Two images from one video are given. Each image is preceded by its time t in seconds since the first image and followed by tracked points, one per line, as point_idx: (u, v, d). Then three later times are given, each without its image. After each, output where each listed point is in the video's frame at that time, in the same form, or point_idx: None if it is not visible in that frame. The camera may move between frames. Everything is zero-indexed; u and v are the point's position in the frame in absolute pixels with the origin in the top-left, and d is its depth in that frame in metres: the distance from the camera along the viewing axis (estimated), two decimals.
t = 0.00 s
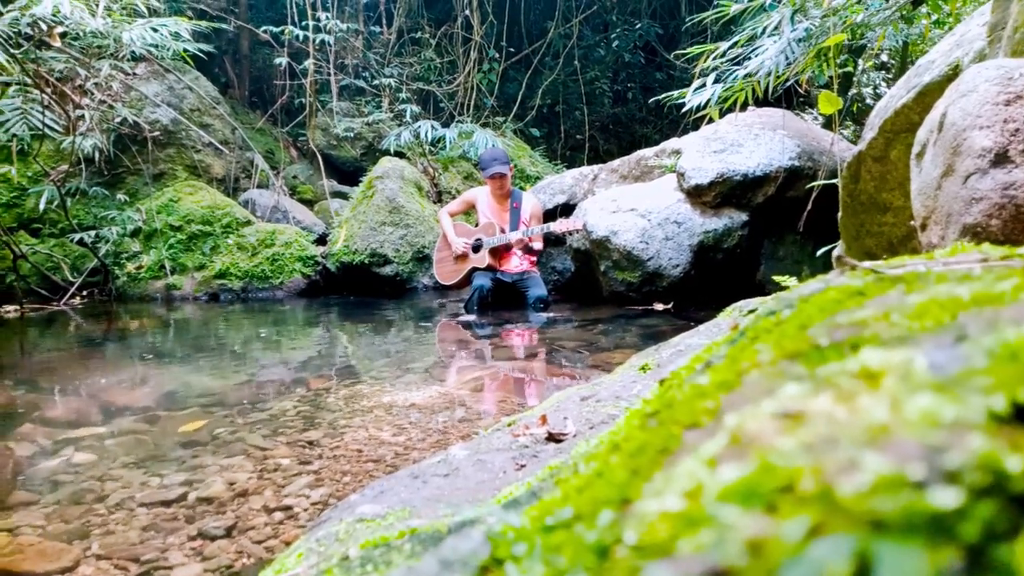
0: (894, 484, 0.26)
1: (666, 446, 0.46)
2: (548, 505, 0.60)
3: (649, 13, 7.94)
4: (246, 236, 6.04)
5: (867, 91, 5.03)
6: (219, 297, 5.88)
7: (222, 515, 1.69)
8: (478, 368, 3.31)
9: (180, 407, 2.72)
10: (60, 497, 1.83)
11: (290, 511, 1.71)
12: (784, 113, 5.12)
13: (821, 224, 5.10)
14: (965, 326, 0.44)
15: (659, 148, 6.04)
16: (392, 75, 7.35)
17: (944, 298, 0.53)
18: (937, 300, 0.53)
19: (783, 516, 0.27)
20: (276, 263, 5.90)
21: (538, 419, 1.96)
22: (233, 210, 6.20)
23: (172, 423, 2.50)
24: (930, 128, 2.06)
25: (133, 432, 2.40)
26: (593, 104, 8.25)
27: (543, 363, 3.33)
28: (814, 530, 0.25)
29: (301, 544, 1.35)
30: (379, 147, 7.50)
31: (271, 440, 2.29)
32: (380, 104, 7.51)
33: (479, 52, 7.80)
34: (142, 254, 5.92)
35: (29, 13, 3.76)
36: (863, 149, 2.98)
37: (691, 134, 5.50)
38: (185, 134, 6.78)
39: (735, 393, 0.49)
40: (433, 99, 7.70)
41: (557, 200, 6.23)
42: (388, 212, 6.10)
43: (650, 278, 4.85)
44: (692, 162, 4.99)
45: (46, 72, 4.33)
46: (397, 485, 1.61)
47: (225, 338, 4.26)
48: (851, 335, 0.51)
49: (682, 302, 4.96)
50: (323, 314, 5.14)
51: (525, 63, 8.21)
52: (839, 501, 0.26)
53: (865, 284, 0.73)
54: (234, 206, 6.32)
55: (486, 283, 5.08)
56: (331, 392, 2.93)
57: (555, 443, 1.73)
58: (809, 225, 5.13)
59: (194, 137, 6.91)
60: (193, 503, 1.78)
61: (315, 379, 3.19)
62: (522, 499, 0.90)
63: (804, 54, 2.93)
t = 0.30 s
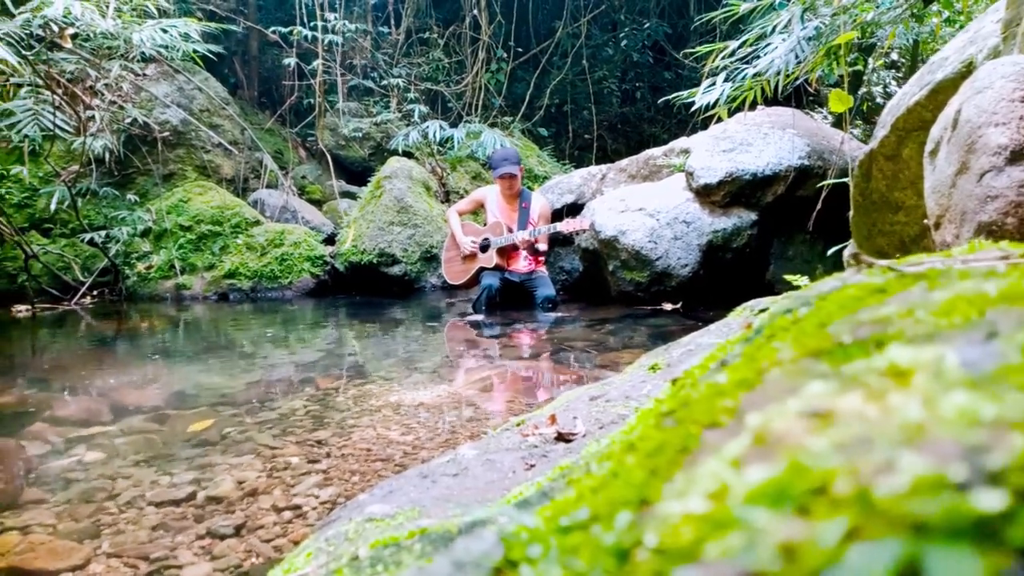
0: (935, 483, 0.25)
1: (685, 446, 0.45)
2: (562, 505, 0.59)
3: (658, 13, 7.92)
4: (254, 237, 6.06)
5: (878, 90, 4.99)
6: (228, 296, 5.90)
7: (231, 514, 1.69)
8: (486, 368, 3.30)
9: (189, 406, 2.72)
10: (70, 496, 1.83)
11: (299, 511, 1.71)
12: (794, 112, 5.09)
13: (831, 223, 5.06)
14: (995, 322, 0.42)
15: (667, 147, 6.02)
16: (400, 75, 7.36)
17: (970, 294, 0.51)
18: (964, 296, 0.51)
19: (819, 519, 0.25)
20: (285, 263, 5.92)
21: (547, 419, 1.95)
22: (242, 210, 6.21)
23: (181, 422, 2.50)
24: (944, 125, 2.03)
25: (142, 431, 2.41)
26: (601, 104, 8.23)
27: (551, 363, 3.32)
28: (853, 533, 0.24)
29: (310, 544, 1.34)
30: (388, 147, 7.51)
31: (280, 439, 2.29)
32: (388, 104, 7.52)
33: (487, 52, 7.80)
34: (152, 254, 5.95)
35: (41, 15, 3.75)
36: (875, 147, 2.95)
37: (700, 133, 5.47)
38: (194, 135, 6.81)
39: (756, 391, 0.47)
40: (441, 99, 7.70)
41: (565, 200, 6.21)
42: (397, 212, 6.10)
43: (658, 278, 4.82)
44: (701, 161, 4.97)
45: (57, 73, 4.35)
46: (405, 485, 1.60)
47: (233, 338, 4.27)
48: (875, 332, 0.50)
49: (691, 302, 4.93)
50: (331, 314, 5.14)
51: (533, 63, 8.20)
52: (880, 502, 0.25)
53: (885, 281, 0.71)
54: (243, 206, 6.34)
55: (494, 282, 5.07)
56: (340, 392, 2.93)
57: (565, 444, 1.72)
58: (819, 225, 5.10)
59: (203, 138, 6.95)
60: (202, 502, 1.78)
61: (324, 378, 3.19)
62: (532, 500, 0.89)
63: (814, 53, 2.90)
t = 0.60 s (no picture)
0: (973, 474, 0.24)
1: (701, 439, 0.44)
2: (574, 500, 0.58)
3: (664, 9, 7.89)
4: (261, 235, 6.07)
5: (885, 86, 4.99)
6: (235, 294, 5.92)
7: (239, 511, 1.69)
8: (492, 365, 3.30)
9: (197, 403, 2.73)
10: (79, 493, 1.84)
11: (306, 507, 1.71)
12: (802, 108, 5.06)
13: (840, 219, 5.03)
14: (1020, 312, 0.41)
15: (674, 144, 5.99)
16: (407, 73, 7.36)
17: (993, 284, 0.50)
18: (986, 286, 0.50)
19: (855, 511, 0.24)
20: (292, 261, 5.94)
21: (555, 416, 1.94)
22: (249, 209, 6.23)
23: (189, 419, 2.51)
24: (954, 121, 2.01)
25: (151, 428, 2.42)
26: (607, 101, 8.20)
27: (558, 361, 3.31)
28: (887, 523, 0.23)
29: (319, 540, 1.34)
30: (394, 145, 7.51)
31: (287, 436, 2.29)
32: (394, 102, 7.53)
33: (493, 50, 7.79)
34: (160, 252, 5.97)
35: (49, 15, 3.76)
36: (885, 143, 2.93)
37: (707, 130, 5.44)
38: (201, 133, 6.84)
39: (773, 384, 0.46)
40: (447, 97, 7.70)
41: (572, 198, 6.20)
42: (403, 210, 6.11)
43: (665, 275, 4.80)
44: (708, 158, 4.95)
45: (66, 72, 4.40)
46: (413, 481, 1.60)
47: (241, 335, 4.28)
48: (894, 324, 0.49)
49: (697, 300, 4.91)
50: (338, 311, 5.15)
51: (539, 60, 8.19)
52: (916, 492, 0.24)
53: (902, 273, 0.70)
54: (249, 205, 6.35)
55: (501, 280, 5.07)
56: (347, 389, 2.93)
57: (573, 441, 1.71)
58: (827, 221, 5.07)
59: (210, 136, 6.96)
60: (210, 498, 1.78)
61: (331, 376, 3.19)
62: (541, 496, 0.88)
63: (822, 49, 2.88)
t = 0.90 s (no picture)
0: (992, 485, 0.24)
1: (712, 445, 0.44)
2: (582, 505, 0.57)
3: (667, 11, 7.89)
4: (264, 236, 6.08)
5: (888, 88, 4.98)
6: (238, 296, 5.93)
7: (242, 513, 1.69)
8: (495, 367, 3.30)
9: (200, 405, 2.74)
10: (83, 494, 1.84)
11: (309, 509, 1.71)
12: (805, 110, 5.05)
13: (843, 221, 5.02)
14: None
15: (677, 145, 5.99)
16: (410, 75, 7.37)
17: (1005, 290, 0.50)
18: (998, 292, 0.50)
19: (873, 521, 0.24)
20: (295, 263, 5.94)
21: (559, 418, 1.93)
22: (253, 211, 6.24)
23: (192, 421, 2.51)
24: (959, 123, 2.00)
25: (154, 430, 2.42)
26: (610, 103, 8.19)
27: (561, 362, 3.31)
28: (907, 536, 0.23)
29: (323, 542, 1.34)
30: (397, 147, 7.51)
31: (290, 438, 2.29)
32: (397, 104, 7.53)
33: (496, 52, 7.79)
34: (163, 253, 5.97)
35: (53, 17, 3.78)
36: (889, 146, 2.93)
37: (710, 132, 5.44)
38: (205, 135, 6.86)
39: (785, 392, 0.46)
40: (450, 98, 7.70)
41: (574, 199, 6.20)
42: (406, 212, 6.11)
43: (668, 277, 4.78)
44: (711, 160, 4.95)
45: (70, 73, 4.47)
46: (417, 484, 1.60)
47: (244, 336, 4.29)
48: (906, 330, 0.48)
49: (700, 302, 4.89)
50: (340, 313, 5.16)
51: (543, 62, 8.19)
52: (935, 501, 0.24)
53: (912, 278, 0.69)
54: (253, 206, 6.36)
55: (503, 282, 5.06)
56: (350, 391, 2.93)
57: (577, 443, 1.71)
58: (830, 223, 5.06)
59: (214, 138, 6.98)
60: (213, 500, 1.78)
61: (334, 378, 3.19)
62: (547, 500, 0.87)
63: (825, 51, 2.87)
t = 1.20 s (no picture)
0: None
1: (749, 451, 0.43)
2: (608, 508, 0.57)
3: (678, 10, 7.85)
4: (277, 237, 6.12)
5: (902, 88, 4.94)
6: (251, 296, 5.97)
7: (256, 512, 1.70)
8: (507, 368, 3.29)
9: (214, 405, 2.75)
10: (98, 494, 1.86)
11: (323, 509, 1.71)
12: (819, 109, 5.01)
13: (858, 221, 4.97)
14: None
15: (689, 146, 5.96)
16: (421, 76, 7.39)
17: None
18: None
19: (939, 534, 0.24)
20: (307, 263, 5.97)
21: (573, 420, 1.93)
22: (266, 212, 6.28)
23: (206, 421, 2.53)
24: (979, 121, 1.97)
25: (168, 430, 2.44)
26: (622, 103, 8.17)
27: (573, 363, 3.30)
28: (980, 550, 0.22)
29: (339, 544, 1.34)
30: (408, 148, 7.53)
31: (303, 438, 2.30)
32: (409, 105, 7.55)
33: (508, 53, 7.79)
34: (177, 254, 6.01)
35: (70, 20, 3.83)
36: (906, 145, 2.89)
37: (723, 132, 5.41)
38: (218, 137, 6.91)
39: (822, 397, 0.45)
40: (461, 99, 7.71)
41: (586, 200, 6.18)
42: (417, 213, 6.13)
43: (680, 278, 4.76)
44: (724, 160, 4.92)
45: (85, 76, 4.50)
46: (432, 485, 1.60)
47: (257, 337, 4.31)
48: (945, 333, 0.47)
49: (713, 303, 4.87)
50: (352, 314, 5.17)
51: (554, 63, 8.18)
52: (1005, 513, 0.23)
53: (943, 280, 0.68)
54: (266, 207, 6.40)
55: (514, 283, 5.05)
56: (362, 391, 2.94)
57: (592, 445, 1.70)
58: (844, 224, 5.01)
59: (227, 139, 7.03)
60: (227, 500, 1.79)
61: (346, 378, 3.20)
62: (567, 503, 0.87)
63: (839, 50, 2.84)
